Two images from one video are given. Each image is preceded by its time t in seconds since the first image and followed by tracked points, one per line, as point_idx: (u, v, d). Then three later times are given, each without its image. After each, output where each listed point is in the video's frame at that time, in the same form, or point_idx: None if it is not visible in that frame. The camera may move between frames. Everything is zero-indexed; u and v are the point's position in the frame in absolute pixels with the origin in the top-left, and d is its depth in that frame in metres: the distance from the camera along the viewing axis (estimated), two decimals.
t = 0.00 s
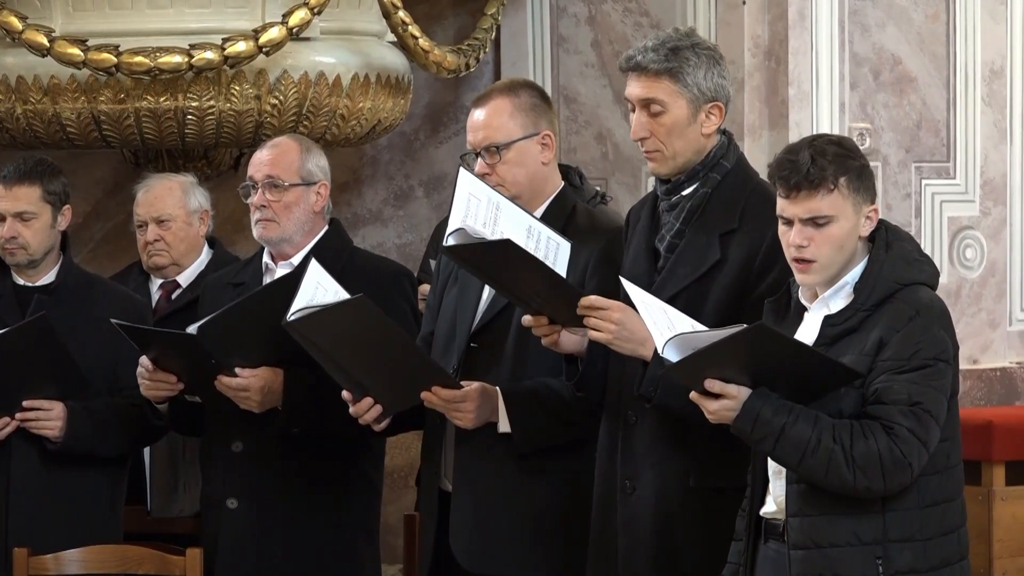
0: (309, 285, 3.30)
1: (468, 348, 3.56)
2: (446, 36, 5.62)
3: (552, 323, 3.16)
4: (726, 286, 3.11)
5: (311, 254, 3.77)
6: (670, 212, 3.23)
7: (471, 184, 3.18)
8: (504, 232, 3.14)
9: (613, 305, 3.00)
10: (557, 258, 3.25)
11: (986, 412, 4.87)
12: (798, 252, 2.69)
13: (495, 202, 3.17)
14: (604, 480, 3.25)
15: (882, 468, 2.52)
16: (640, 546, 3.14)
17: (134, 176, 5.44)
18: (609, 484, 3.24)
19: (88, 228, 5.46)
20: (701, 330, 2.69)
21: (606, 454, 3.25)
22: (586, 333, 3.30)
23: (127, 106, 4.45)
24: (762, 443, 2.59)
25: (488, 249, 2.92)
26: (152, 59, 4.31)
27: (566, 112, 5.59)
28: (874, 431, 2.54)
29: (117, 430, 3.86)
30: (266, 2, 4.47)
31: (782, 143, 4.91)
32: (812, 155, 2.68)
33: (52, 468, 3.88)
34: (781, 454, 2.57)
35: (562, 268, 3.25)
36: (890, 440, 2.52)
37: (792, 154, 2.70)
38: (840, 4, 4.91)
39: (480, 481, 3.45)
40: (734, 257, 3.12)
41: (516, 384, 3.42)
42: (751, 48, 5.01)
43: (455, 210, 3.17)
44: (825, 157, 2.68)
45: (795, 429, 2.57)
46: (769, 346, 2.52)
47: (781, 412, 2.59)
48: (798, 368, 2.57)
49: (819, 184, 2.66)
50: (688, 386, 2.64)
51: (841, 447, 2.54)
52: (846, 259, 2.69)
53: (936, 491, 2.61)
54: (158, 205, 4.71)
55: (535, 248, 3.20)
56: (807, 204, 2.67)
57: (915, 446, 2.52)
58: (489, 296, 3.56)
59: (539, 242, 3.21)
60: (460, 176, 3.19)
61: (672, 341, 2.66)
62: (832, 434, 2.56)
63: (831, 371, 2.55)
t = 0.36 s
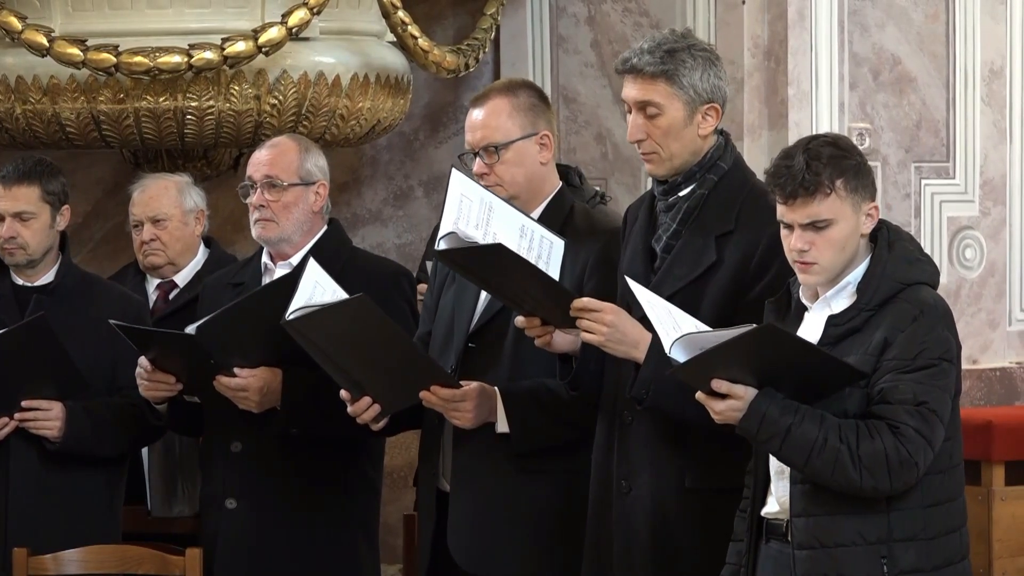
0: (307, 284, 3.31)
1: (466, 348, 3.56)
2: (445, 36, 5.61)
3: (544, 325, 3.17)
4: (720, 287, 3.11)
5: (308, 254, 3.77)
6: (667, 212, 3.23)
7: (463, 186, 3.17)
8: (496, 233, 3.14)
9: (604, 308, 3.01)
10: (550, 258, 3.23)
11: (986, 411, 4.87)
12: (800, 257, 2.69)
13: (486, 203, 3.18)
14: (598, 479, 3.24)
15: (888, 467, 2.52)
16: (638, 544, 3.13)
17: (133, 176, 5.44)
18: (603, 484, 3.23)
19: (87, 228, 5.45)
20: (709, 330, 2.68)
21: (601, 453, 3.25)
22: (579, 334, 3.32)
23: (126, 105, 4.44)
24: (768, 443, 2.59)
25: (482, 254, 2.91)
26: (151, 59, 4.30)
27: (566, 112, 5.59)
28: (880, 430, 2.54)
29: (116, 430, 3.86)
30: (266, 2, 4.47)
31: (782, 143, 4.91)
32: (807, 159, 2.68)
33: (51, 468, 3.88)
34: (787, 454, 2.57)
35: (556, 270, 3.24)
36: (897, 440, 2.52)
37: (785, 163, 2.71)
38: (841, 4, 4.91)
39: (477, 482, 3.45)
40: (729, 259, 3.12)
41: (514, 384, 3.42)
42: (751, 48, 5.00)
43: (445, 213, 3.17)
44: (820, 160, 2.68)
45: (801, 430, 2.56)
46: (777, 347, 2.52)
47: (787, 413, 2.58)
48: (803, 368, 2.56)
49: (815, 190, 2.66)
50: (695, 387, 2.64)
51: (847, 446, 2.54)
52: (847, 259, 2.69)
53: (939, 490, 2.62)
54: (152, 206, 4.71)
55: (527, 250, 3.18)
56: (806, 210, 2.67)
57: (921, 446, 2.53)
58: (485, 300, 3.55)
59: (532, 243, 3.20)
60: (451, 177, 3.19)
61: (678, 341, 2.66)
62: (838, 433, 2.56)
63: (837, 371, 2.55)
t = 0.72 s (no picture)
0: (304, 281, 3.29)
1: (462, 347, 3.56)
2: (444, 36, 5.61)
3: (540, 321, 3.16)
4: (719, 285, 3.11)
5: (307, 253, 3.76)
6: (665, 211, 3.23)
7: (462, 181, 3.16)
8: (495, 230, 3.13)
9: (601, 308, 2.97)
10: (548, 255, 3.24)
11: (985, 411, 4.88)
12: (803, 251, 2.69)
13: (485, 199, 3.16)
14: (591, 475, 3.24)
15: (902, 465, 2.53)
16: (631, 542, 3.13)
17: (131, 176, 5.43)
18: (603, 482, 3.22)
19: (86, 228, 5.45)
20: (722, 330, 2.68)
21: (596, 451, 3.24)
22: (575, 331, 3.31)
23: (125, 105, 4.44)
24: (781, 443, 2.59)
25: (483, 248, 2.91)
26: (150, 58, 4.30)
27: (565, 112, 5.60)
28: (894, 428, 2.55)
29: (116, 430, 3.85)
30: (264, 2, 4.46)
31: (781, 143, 4.91)
32: (815, 153, 2.69)
33: (51, 468, 3.87)
34: (800, 453, 2.57)
35: (552, 267, 3.24)
36: (910, 437, 2.54)
37: (795, 152, 2.71)
38: (839, 4, 4.91)
39: (474, 482, 3.44)
40: (727, 258, 3.11)
41: (509, 383, 3.42)
42: (750, 48, 5.00)
43: (445, 204, 3.16)
44: (828, 154, 2.69)
45: (815, 429, 2.56)
46: (791, 347, 2.51)
47: (800, 412, 2.58)
48: (817, 367, 2.56)
49: (822, 183, 2.66)
50: (708, 387, 2.63)
51: (861, 445, 2.55)
52: (851, 258, 2.70)
53: (948, 488, 2.63)
54: (148, 206, 4.71)
55: (525, 246, 3.18)
56: (812, 202, 2.67)
57: (934, 443, 2.54)
58: (482, 296, 3.56)
59: (529, 240, 3.20)
60: (450, 172, 3.18)
61: (693, 341, 2.67)
62: (851, 432, 2.56)
63: (850, 371, 2.55)
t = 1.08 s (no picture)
0: (296, 283, 3.29)
1: (459, 346, 3.55)
2: (442, 35, 5.61)
3: (540, 321, 3.16)
4: (720, 287, 3.11)
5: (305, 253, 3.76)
6: (667, 212, 3.23)
7: (462, 180, 3.14)
8: (495, 228, 3.13)
9: (604, 305, 2.97)
10: (547, 253, 3.24)
11: (984, 411, 4.88)
12: (806, 250, 2.69)
13: (485, 198, 3.15)
14: (592, 472, 3.24)
15: (908, 464, 2.53)
16: (632, 539, 3.13)
17: (129, 176, 5.42)
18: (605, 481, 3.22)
19: (83, 228, 5.44)
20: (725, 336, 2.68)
21: (597, 452, 3.24)
22: (575, 329, 3.31)
23: (123, 105, 4.43)
24: (788, 444, 2.58)
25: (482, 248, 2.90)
26: (148, 58, 4.29)
27: (563, 112, 5.60)
28: (900, 428, 2.55)
29: (114, 430, 3.85)
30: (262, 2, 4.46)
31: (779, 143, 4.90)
32: (820, 152, 2.69)
33: (49, 468, 3.86)
34: (806, 454, 2.57)
35: (552, 261, 3.25)
36: (916, 436, 2.54)
37: (801, 151, 2.71)
38: (837, 4, 4.92)
39: (474, 481, 3.43)
40: (729, 259, 3.12)
41: (503, 384, 3.41)
42: (748, 48, 5.00)
43: (446, 204, 3.14)
44: (832, 154, 2.68)
45: (821, 429, 2.56)
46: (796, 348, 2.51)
47: (806, 413, 2.58)
48: (821, 368, 2.56)
49: (827, 183, 2.66)
50: (714, 391, 2.63)
51: (867, 444, 2.55)
52: (853, 258, 2.70)
53: (952, 487, 2.63)
54: (154, 199, 4.71)
55: (525, 244, 3.19)
56: (817, 203, 2.67)
57: (940, 441, 2.55)
58: (479, 294, 3.55)
59: (529, 237, 3.21)
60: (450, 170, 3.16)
61: (698, 347, 2.66)
62: (857, 432, 2.56)
63: (854, 371, 2.55)
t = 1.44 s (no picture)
0: (293, 284, 3.26)
1: (456, 348, 3.54)
2: (440, 35, 5.61)
3: (546, 322, 3.15)
4: (722, 286, 3.11)
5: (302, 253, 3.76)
6: (669, 212, 3.22)
7: (465, 184, 3.14)
8: (500, 232, 3.12)
9: (609, 305, 2.98)
10: (550, 254, 3.24)
11: (982, 411, 4.88)
12: (805, 241, 2.70)
13: (488, 201, 3.15)
14: (595, 473, 3.24)
15: (904, 463, 2.53)
16: (630, 539, 3.13)
17: (127, 176, 5.42)
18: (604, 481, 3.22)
19: (81, 228, 5.43)
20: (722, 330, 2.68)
21: (598, 453, 3.24)
22: (581, 331, 3.30)
23: (121, 105, 4.43)
24: (784, 442, 2.59)
25: (491, 251, 2.90)
26: (146, 58, 4.29)
27: (560, 112, 5.60)
28: (897, 427, 2.55)
29: (112, 430, 3.85)
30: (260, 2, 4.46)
31: (778, 144, 4.91)
32: (826, 147, 2.69)
33: (47, 468, 3.86)
34: (803, 452, 2.57)
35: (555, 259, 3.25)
36: (913, 435, 2.54)
37: (808, 144, 2.71)
38: (835, 4, 4.92)
39: (475, 481, 3.43)
40: (732, 258, 3.12)
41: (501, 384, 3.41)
42: (745, 48, 4.97)
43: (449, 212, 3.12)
44: (840, 148, 2.68)
45: (817, 427, 2.56)
46: (792, 344, 2.52)
47: (802, 410, 2.58)
48: (819, 364, 2.56)
49: (830, 175, 2.67)
50: (710, 387, 2.63)
51: (864, 442, 2.55)
52: (853, 255, 2.70)
53: (949, 488, 2.63)
54: (156, 197, 4.70)
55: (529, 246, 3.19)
56: (818, 194, 2.67)
57: (937, 441, 2.55)
58: (478, 295, 3.54)
59: (532, 239, 3.21)
60: (452, 175, 3.16)
61: (696, 340, 2.66)
62: (854, 430, 2.56)
63: (850, 367, 2.56)
